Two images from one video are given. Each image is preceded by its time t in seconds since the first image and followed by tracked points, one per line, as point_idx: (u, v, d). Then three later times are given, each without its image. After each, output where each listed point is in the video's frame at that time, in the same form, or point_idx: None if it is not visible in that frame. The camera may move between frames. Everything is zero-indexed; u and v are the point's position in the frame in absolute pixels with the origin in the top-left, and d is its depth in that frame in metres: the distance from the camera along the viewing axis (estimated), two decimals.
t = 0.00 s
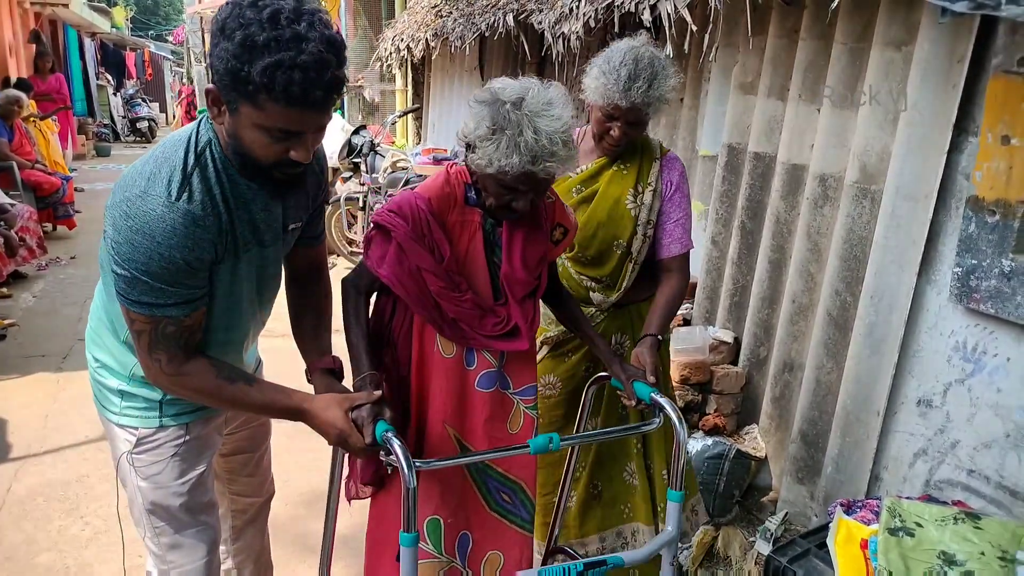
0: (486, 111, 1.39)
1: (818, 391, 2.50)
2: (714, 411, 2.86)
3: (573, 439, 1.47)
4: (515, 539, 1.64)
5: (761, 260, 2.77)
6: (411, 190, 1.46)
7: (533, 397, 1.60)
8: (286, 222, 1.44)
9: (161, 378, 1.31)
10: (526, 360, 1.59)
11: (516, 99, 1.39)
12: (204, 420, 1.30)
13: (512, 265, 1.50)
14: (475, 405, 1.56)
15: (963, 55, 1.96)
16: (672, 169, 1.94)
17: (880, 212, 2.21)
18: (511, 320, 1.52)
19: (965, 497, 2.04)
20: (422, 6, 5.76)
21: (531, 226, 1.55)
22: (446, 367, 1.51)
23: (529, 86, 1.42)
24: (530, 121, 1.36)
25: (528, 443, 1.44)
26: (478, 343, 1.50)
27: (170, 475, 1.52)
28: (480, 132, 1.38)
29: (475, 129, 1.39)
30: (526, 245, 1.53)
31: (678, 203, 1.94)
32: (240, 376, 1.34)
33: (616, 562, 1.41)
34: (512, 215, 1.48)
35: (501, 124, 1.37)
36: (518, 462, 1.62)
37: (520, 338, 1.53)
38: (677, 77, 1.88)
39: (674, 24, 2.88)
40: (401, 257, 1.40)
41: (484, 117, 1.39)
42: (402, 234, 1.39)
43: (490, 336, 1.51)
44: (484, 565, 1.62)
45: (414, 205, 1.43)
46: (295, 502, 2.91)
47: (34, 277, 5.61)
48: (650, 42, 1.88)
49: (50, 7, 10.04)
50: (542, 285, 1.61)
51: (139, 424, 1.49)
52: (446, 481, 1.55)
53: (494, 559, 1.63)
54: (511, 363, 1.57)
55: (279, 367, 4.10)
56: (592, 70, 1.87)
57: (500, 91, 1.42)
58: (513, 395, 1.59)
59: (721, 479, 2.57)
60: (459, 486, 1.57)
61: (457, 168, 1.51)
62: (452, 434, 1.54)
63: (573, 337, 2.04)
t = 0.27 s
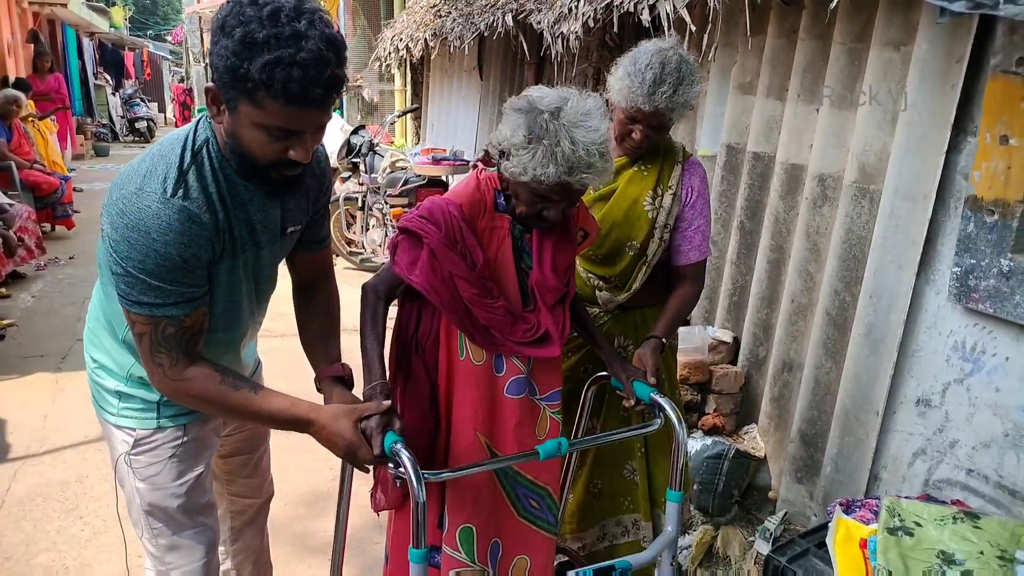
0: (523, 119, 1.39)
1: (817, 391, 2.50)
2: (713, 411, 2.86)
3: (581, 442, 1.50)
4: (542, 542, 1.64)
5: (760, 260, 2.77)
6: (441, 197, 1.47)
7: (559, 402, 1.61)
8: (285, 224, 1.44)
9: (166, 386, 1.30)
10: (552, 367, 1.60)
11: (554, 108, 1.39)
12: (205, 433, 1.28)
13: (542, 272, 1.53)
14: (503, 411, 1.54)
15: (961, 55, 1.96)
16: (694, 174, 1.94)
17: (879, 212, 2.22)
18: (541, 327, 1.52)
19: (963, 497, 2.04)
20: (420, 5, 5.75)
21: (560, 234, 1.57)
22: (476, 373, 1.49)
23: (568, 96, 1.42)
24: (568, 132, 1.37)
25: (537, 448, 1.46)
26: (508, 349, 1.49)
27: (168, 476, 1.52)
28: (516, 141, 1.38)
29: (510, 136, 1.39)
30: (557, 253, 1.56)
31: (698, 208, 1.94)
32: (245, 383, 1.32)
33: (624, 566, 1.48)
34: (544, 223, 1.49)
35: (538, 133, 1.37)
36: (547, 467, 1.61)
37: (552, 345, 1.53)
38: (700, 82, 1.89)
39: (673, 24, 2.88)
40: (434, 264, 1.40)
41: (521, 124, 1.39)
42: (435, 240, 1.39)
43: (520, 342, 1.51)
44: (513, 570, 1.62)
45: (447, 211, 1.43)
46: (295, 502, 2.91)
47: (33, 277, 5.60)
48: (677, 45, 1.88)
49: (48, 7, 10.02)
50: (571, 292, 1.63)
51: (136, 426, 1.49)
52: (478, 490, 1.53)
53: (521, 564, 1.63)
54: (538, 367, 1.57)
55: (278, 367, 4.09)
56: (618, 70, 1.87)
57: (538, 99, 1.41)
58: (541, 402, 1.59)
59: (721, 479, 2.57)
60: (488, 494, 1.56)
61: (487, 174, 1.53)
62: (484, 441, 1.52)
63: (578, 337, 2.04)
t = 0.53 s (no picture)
0: (539, 128, 1.39)
1: (816, 390, 2.50)
2: (712, 410, 2.86)
3: (568, 454, 1.49)
4: (559, 548, 1.64)
5: (759, 259, 2.77)
6: (456, 204, 1.47)
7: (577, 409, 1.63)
8: (281, 226, 1.44)
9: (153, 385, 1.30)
10: (567, 373, 1.61)
11: (570, 117, 1.39)
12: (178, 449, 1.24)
13: (557, 279, 1.53)
14: (520, 419, 1.54)
15: (960, 54, 1.96)
16: (700, 176, 1.93)
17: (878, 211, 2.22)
18: (556, 335, 1.53)
19: (962, 496, 2.04)
20: (419, 4, 5.75)
21: (574, 241, 1.58)
22: (491, 380, 1.50)
23: (586, 107, 1.42)
24: (584, 144, 1.36)
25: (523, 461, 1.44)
26: (524, 357, 1.50)
27: (164, 476, 1.52)
28: (532, 149, 1.37)
29: (525, 144, 1.39)
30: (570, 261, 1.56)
31: (703, 211, 1.93)
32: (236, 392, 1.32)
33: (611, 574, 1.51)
34: (556, 232, 1.50)
35: (554, 143, 1.36)
36: (567, 473, 1.63)
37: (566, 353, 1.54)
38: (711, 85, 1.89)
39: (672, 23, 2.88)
40: (450, 271, 1.40)
41: (537, 134, 1.38)
42: (451, 248, 1.39)
43: (536, 350, 1.51)
44: None
45: (462, 218, 1.44)
46: (294, 501, 2.91)
47: (31, 276, 5.60)
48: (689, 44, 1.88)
49: (46, 5, 10.01)
50: (584, 300, 1.62)
51: (133, 426, 1.49)
52: (495, 496, 1.54)
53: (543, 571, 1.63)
54: (554, 377, 1.59)
55: (276, 366, 4.09)
56: (629, 70, 1.87)
57: (554, 108, 1.41)
58: (558, 408, 1.60)
59: (719, 478, 2.57)
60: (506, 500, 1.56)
61: (500, 181, 1.53)
62: (500, 447, 1.53)
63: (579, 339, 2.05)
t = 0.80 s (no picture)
0: (524, 128, 1.39)
1: (816, 390, 2.50)
2: (711, 410, 2.86)
3: (565, 458, 1.48)
4: (565, 551, 1.64)
5: (758, 259, 2.77)
6: (447, 210, 1.47)
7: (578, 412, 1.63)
8: (275, 226, 1.44)
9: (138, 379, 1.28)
10: (567, 376, 1.61)
11: (554, 113, 1.39)
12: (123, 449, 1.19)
13: (552, 283, 1.53)
14: (520, 421, 1.56)
15: (960, 53, 1.96)
16: (699, 181, 1.93)
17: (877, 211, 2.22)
18: (552, 340, 1.53)
19: (962, 496, 2.04)
20: (419, 4, 5.75)
21: (570, 242, 1.57)
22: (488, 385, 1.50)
23: (569, 100, 1.43)
24: (570, 137, 1.36)
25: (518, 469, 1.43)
26: (519, 362, 1.50)
27: (163, 477, 1.51)
28: (519, 149, 1.38)
29: (512, 146, 1.39)
30: (565, 262, 1.56)
31: (701, 216, 1.92)
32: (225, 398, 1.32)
33: None
34: (552, 233, 1.48)
35: (539, 140, 1.36)
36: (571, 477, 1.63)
37: (563, 358, 1.53)
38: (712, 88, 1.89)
39: (671, 23, 2.88)
40: (440, 280, 1.39)
41: (522, 134, 1.39)
42: (441, 256, 1.39)
43: (531, 356, 1.51)
44: None
45: (452, 225, 1.43)
46: (293, 501, 2.90)
47: (30, 276, 5.59)
48: (691, 48, 1.88)
49: (45, 6, 10.00)
50: (581, 301, 1.62)
51: (131, 426, 1.48)
52: (497, 501, 1.53)
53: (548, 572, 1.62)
54: (554, 381, 1.58)
55: (276, 366, 4.09)
56: (629, 72, 1.87)
57: (537, 106, 1.41)
58: (559, 412, 1.61)
59: (718, 478, 2.56)
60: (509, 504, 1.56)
61: (491, 184, 1.51)
62: (500, 452, 1.53)
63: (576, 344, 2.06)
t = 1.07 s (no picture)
0: (507, 110, 1.39)
1: (814, 391, 2.50)
2: (710, 411, 2.86)
3: (563, 458, 1.49)
4: (551, 552, 1.64)
5: (757, 260, 2.77)
6: (433, 207, 1.45)
7: (566, 412, 1.65)
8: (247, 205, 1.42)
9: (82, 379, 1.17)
10: (555, 377, 1.63)
11: (535, 88, 1.39)
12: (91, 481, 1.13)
13: (542, 280, 1.53)
14: (507, 423, 1.57)
15: (958, 55, 1.96)
16: (697, 185, 1.93)
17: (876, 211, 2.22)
18: (542, 338, 1.53)
19: (960, 497, 2.04)
20: (417, 5, 5.75)
21: (560, 235, 1.57)
22: (474, 388, 1.51)
23: (548, 75, 1.42)
24: (557, 107, 1.36)
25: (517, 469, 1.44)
26: (509, 362, 1.51)
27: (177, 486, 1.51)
28: (507, 129, 1.37)
29: (500, 128, 1.38)
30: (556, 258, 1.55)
31: (700, 220, 1.92)
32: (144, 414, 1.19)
33: None
34: (550, 218, 1.45)
35: (528, 114, 1.36)
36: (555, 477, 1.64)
37: (554, 355, 1.54)
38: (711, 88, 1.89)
39: (669, 23, 2.88)
40: (425, 279, 1.39)
41: (507, 114, 1.38)
42: (426, 254, 1.38)
43: (522, 355, 1.51)
44: None
45: (438, 222, 1.42)
46: (291, 503, 2.90)
47: (28, 278, 5.58)
48: (689, 51, 1.88)
49: (43, 7, 9.99)
50: (572, 299, 1.63)
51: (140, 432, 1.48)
52: (484, 504, 1.54)
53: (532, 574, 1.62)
54: (541, 381, 1.60)
55: (274, 367, 4.08)
56: (626, 76, 1.87)
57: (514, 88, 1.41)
58: (547, 412, 1.63)
59: (717, 479, 2.56)
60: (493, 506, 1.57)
61: (479, 180, 1.52)
62: (487, 456, 1.54)
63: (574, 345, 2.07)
